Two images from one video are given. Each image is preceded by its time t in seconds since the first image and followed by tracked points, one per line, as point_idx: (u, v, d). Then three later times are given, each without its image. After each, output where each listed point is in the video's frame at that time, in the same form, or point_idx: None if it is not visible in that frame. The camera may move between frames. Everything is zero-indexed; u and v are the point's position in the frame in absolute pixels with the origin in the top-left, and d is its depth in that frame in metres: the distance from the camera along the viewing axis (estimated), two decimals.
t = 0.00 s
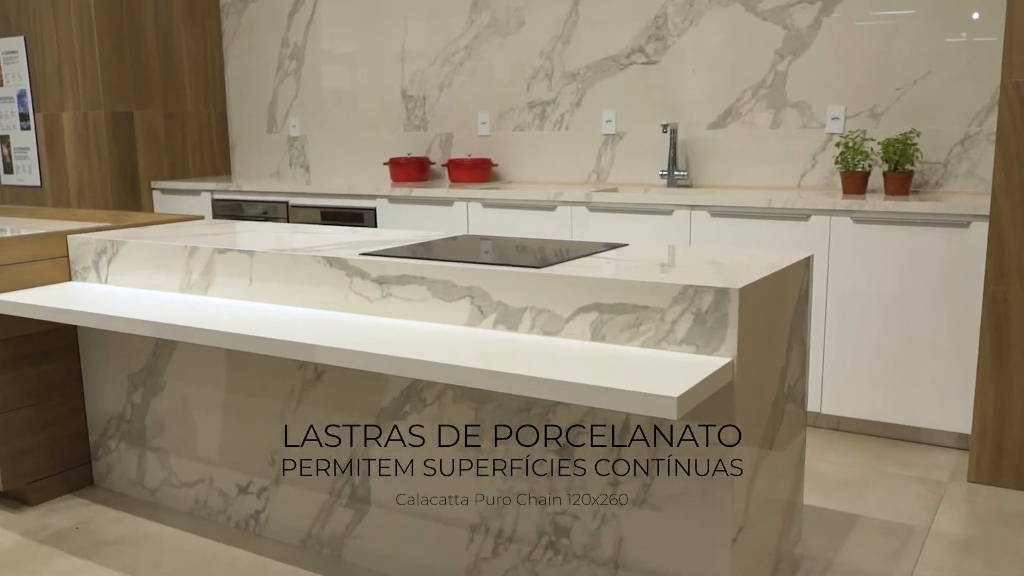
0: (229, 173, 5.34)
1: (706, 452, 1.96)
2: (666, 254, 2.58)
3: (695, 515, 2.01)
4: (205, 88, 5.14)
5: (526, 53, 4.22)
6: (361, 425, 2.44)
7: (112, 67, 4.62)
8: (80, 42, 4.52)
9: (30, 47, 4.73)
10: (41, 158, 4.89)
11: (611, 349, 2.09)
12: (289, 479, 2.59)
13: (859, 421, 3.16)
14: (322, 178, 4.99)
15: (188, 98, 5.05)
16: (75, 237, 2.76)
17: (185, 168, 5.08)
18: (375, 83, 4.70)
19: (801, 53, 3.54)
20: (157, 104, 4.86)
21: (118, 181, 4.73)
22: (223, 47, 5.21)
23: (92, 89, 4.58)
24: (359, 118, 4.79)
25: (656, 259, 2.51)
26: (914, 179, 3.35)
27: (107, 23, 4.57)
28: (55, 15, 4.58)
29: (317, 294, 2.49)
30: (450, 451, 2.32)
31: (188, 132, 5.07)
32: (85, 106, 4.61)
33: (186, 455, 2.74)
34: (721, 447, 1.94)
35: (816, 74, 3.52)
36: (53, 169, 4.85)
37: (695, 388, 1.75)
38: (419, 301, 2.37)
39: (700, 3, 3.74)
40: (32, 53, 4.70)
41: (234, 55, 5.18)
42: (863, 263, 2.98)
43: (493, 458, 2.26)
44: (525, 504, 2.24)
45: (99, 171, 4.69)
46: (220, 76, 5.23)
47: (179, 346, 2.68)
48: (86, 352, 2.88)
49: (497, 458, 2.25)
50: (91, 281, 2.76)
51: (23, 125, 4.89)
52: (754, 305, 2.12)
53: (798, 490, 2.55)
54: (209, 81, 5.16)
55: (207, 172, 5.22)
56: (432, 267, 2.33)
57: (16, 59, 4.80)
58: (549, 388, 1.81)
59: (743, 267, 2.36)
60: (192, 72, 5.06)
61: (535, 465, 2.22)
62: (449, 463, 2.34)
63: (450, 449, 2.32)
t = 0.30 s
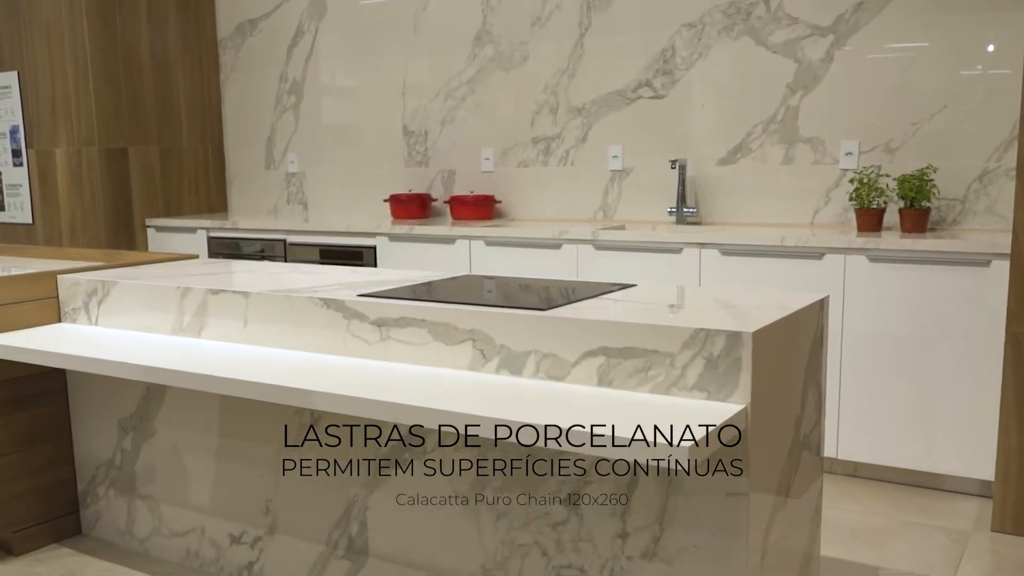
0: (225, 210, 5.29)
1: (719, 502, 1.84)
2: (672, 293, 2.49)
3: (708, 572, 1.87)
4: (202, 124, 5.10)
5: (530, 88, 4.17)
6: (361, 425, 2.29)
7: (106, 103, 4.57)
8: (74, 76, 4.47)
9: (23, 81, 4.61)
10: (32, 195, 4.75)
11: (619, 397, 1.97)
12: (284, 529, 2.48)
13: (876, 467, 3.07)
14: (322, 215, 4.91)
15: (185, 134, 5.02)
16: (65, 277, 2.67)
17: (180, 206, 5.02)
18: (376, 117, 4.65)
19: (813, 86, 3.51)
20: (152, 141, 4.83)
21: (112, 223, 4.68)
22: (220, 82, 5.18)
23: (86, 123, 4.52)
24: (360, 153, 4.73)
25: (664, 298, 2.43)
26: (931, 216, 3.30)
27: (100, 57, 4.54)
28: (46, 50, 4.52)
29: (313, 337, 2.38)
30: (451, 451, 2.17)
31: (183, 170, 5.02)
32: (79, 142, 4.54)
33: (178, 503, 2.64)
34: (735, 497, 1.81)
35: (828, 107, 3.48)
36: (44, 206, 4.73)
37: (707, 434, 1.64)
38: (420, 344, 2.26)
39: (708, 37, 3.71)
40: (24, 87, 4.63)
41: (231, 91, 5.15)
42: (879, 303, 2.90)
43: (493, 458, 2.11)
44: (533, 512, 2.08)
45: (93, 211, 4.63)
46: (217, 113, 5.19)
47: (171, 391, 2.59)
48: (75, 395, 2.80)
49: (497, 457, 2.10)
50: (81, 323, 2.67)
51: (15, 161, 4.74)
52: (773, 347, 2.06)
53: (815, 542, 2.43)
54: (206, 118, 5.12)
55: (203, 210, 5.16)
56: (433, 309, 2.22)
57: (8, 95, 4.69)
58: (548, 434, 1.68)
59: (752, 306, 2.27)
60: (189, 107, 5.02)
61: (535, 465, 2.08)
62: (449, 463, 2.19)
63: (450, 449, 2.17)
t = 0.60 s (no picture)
0: (222, 249, 5.23)
1: (733, 556, 1.70)
2: (678, 336, 2.34)
3: None
4: (199, 160, 5.07)
5: (534, 124, 4.12)
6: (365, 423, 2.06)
7: (101, 139, 4.53)
8: (67, 112, 4.44)
9: (16, 119, 4.62)
10: (24, 234, 4.72)
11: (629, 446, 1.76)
12: None
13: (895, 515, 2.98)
14: (321, 253, 4.84)
15: (181, 170, 4.98)
16: (55, 318, 2.58)
17: (175, 244, 4.97)
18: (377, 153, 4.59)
19: (824, 122, 3.47)
20: (146, 178, 4.78)
21: (104, 261, 4.59)
22: (218, 117, 5.16)
23: (81, 160, 4.48)
24: (360, 189, 4.67)
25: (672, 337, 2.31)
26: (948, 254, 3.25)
27: (96, 93, 4.50)
28: (41, 84, 4.50)
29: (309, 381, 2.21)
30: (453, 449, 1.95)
31: (179, 208, 4.98)
32: (72, 180, 4.50)
33: (167, 553, 2.54)
34: (748, 550, 1.68)
35: (840, 142, 3.44)
36: (37, 243, 4.69)
37: (722, 486, 1.50)
38: (420, 389, 2.07)
39: (716, 71, 3.67)
40: (18, 124, 4.61)
41: (229, 128, 5.12)
42: (895, 344, 2.86)
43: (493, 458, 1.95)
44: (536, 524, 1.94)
45: (84, 249, 4.56)
46: (214, 150, 5.16)
47: (162, 437, 2.50)
48: (65, 442, 2.71)
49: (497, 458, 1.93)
50: (71, 366, 2.57)
51: (7, 199, 4.73)
52: (797, 395, 1.98)
53: None
54: (203, 155, 5.09)
55: (199, 249, 5.10)
56: (433, 351, 2.04)
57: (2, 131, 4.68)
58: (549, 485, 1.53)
59: (763, 349, 2.14)
60: (185, 144, 4.99)
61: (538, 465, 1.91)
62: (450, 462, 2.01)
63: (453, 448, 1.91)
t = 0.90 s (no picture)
0: (218, 286, 5.17)
1: None
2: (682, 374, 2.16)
3: None
4: (195, 196, 5.03)
5: (538, 158, 4.07)
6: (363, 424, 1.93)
7: (96, 174, 4.48)
8: (62, 150, 4.42)
9: (9, 155, 4.60)
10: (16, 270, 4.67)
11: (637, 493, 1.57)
12: None
13: (911, 559, 2.92)
14: (320, 289, 4.76)
15: (177, 206, 4.93)
16: (44, 359, 2.50)
17: (170, 281, 4.92)
18: (378, 187, 4.53)
19: (834, 155, 3.42)
20: (142, 214, 4.74)
21: (97, 299, 4.52)
22: (215, 152, 5.12)
23: (72, 197, 4.44)
24: (361, 223, 4.60)
25: (681, 376, 2.15)
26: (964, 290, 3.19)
27: (91, 127, 4.47)
28: (36, 121, 4.49)
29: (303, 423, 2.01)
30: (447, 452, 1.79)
31: (174, 246, 4.93)
32: (66, 217, 4.46)
33: None
34: None
35: (852, 174, 3.39)
36: (28, 279, 4.62)
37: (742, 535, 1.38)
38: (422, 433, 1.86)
39: (724, 104, 3.63)
40: (10, 162, 4.59)
41: (227, 162, 5.08)
42: (911, 383, 2.81)
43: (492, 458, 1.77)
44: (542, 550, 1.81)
45: (77, 285, 4.49)
46: (210, 185, 5.13)
47: (152, 482, 2.42)
48: (54, 486, 2.63)
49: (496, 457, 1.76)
50: (60, 407, 2.48)
51: None
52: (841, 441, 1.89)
53: None
54: (199, 190, 5.06)
55: (195, 286, 5.04)
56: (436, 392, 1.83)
57: None
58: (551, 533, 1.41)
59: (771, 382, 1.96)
60: (182, 180, 4.95)
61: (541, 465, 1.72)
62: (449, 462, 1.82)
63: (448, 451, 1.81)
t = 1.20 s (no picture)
0: (220, 317, 5.17)
1: None
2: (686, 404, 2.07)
3: None
4: (197, 227, 5.04)
5: (541, 188, 4.07)
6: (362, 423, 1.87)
7: (99, 205, 4.52)
8: (65, 183, 4.43)
9: (12, 185, 4.56)
10: (18, 301, 4.61)
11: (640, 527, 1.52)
12: None
13: None
14: (322, 320, 4.75)
15: (179, 237, 4.95)
16: (43, 392, 2.49)
17: (173, 312, 4.92)
18: (381, 216, 4.53)
19: (839, 184, 3.42)
20: (144, 244, 4.76)
21: (100, 330, 4.53)
22: (217, 183, 5.14)
23: (74, 228, 4.45)
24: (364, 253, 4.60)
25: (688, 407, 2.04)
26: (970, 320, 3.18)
27: (93, 158, 4.50)
28: (39, 152, 4.48)
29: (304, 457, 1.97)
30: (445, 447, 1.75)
31: (176, 277, 4.94)
32: (69, 247, 4.46)
33: None
34: None
35: (857, 202, 3.39)
36: (30, 309, 4.57)
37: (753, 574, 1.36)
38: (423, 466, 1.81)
39: (728, 134, 3.63)
40: (13, 190, 4.56)
41: (230, 193, 5.10)
42: (918, 413, 2.80)
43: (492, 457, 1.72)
44: None
45: (80, 316, 4.48)
46: (212, 215, 5.14)
47: (150, 518, 2.40)
48: (52, 521, 2.61)
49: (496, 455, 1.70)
50: (59, 441, 2.46)
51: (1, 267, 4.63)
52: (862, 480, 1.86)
53: None
54: (202, 220, 5.07)
55: (197, 316, 5.04)
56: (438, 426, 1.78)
57: None
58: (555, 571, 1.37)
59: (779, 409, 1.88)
60: (185, 209, 4.97)
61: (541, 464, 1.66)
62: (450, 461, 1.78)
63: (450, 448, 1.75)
